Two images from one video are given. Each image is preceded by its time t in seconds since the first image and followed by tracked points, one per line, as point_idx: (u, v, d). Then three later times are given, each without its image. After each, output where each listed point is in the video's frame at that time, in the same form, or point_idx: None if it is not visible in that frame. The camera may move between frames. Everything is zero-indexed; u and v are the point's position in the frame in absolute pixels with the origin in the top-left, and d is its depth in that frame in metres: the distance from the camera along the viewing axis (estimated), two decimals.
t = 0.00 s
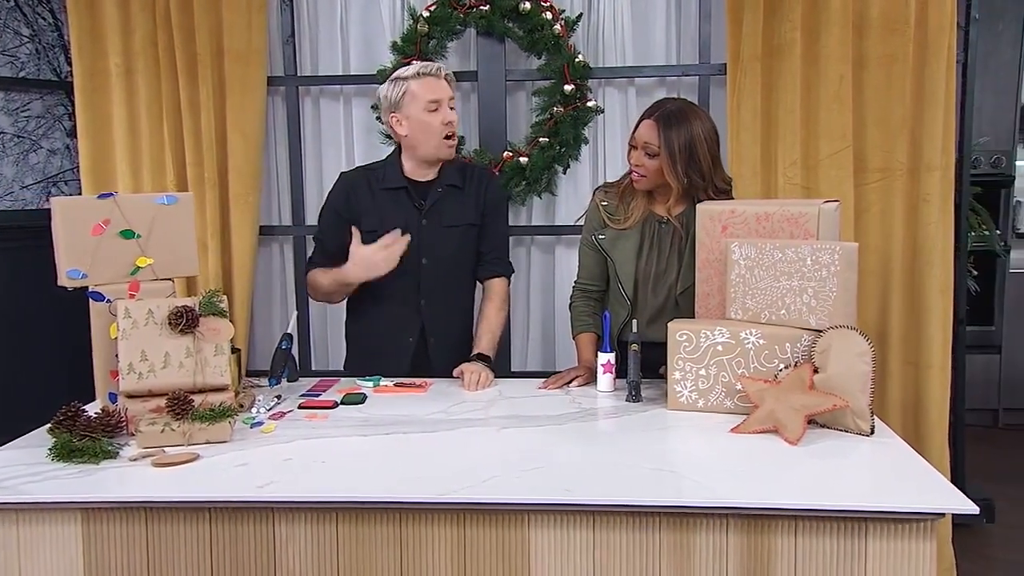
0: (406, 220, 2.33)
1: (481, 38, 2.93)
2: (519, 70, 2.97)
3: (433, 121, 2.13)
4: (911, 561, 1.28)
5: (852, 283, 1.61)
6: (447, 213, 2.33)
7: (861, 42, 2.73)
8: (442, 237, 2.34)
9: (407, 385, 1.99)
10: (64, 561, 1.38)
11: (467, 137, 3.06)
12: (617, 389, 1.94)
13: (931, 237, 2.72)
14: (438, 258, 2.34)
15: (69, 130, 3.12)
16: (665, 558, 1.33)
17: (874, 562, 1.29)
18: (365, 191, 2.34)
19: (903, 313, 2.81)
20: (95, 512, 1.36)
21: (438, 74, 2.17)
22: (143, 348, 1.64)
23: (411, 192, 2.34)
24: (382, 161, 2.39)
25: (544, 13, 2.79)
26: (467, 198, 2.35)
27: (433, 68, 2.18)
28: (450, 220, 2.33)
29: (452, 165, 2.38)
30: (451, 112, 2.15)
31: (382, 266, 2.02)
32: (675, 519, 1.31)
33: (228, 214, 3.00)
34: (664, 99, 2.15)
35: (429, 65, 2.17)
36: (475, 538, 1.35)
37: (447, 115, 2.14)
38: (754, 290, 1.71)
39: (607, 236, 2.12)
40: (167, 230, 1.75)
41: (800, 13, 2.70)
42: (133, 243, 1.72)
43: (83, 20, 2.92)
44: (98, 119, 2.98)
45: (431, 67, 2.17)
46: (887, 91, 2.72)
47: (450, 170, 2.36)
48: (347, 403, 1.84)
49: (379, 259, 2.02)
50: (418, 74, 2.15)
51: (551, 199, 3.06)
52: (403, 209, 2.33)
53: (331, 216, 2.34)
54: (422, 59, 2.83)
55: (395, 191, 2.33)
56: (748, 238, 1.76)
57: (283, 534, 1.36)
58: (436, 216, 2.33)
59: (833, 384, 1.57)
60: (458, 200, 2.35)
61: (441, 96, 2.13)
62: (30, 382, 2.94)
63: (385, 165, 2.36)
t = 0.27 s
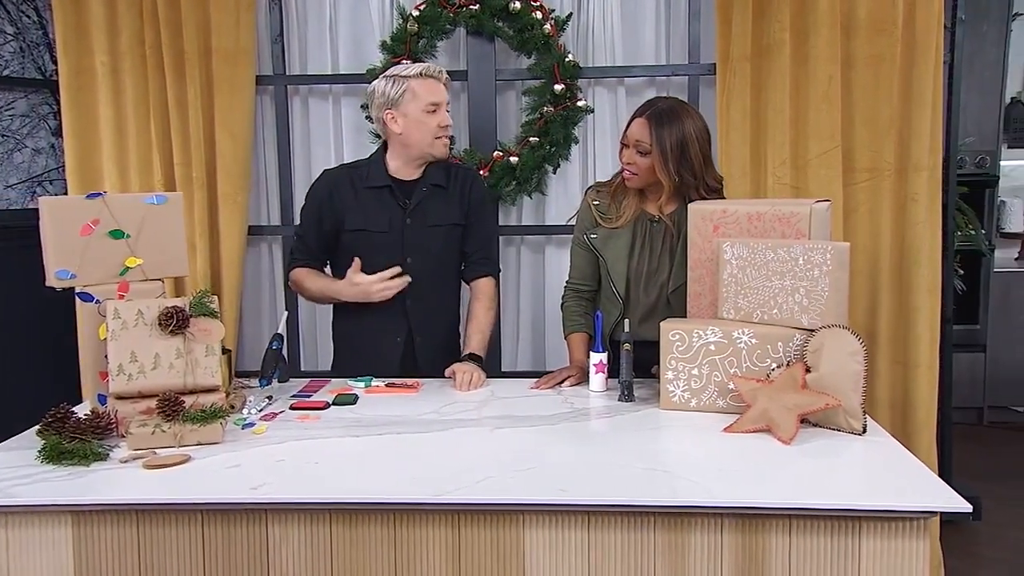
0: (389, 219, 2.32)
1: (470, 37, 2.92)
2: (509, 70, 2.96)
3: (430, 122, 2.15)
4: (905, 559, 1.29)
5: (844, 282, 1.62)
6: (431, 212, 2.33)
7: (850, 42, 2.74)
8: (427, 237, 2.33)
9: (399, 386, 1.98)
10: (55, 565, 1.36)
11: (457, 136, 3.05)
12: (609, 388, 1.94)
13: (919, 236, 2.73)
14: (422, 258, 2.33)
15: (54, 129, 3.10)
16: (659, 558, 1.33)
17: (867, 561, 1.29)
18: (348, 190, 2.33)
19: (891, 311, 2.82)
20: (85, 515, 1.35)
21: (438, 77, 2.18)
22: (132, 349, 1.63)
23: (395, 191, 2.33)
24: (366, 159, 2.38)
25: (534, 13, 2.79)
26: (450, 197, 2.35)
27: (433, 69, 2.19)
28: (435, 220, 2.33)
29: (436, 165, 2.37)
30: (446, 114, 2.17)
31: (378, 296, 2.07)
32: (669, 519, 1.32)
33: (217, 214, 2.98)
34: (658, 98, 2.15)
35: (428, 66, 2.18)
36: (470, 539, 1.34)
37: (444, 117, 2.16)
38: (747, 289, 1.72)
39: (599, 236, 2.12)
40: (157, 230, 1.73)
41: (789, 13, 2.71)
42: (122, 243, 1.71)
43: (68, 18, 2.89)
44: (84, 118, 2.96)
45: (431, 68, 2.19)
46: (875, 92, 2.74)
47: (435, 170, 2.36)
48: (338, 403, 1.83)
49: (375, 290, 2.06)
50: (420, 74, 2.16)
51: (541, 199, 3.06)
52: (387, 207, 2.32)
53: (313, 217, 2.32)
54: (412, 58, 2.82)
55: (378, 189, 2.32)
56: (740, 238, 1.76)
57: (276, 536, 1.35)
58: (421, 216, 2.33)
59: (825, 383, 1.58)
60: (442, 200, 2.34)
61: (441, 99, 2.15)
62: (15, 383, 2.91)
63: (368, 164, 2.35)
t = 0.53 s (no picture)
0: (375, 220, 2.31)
1: (461, 37, 2.92)
2: (499, 69, 2.96)
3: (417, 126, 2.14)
4: (900, 559, 1.29)
5: (836, 282, 1.62)
6: (418, 213, 2.32)
7: (839, 42, 2.76)
8: (414, 238, 2.33)
9: (392, 386, 1.97)
10: (46, 568, 1.35)
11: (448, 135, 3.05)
12: (602, 388, 1.94)
13: (907, 235, 2.75)
14: (409, 259, 2.33)
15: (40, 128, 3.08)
16: (655, 558, 1.33)
17: (862, 560, 1.30)
18: (336, 189, 2.32)
19: (880, 309, 2.84)
20: (77, 518, 1.34)
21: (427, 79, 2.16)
22: (123, 350, 1.62)
23: (383, 192, 2.32)
24: (355, 159, 2.38)
25: (525, 12, 2.79)
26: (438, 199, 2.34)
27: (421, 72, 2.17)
28: (422, 221, 2.32)
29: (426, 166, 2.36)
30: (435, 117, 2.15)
31: (349, 308, 2.02)
32: (665, 519, 1.32)
33: (205, 214, 2.96)
34: (650, 98, 2.15)
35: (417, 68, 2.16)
36: (465, 540, 1.34)
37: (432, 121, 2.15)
38: (740, 289, 1.72)
39: (592, 235, 2.12)
40: (147, 230, 1.72)
41: (779, 14, 2.72)
42: (112, 243, 1.70)
43: (55, 16, 2.87)
44: (72, 116, 2.93)
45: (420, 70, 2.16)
46: (864, 92, 2.75)
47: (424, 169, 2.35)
48: (331, 404, 1.82)
49: (347, 302, 2.03)
50: (408, 76, 2.14)
51: (532, 199, 3.06)
52: (374, 207, 2.31)
53: (302, 215, 2.31)
54: (402, 57, 2.81)
55: (365, 190, 2.31)
56: (733, 238, 1.76)
57: (270, 538, 1.35)
58: (408, 216, 2.32)
59: (818, 383, 1.58)
60: (430, 202, 2.33)
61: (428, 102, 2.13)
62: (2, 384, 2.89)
63: (357, 164, 2.35)
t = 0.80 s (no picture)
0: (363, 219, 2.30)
1: (453, 36, 2.92)
2: (491, 69, 2.96)
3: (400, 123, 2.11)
4: (895, 557, 1.30)
5: (831, 282, 1.63)
6: (408, 212, 2.31)
7: (830, 42, 2.77)
8: (403, 238, 2.32)
9: (385, 386, 1.97)
10: (39, 570, 1.34)
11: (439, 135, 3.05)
12: (596, 388, 1.94)
13: (897, 234, 2.76)
14: (398, 259, 2.32)
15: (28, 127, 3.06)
16: (652, 557, 1.33)
17: (858, 559, 1.30)
18: (327, 188, 2.32)
19: (870, 309, 2.85)
20: (70, 520, 1.33)
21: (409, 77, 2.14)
22: (116, 350, 1.61)
23: (372, 191, 2.31)
24: (346, 160, 2.37)
25: (517, 12, 2.78)
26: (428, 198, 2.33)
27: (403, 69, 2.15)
28: (412, 221, 2.31)
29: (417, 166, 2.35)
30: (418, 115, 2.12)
31: (337, 285, 2.01)
32: (662, 519, 1.32)
33: (196, 214, 2.95)
34: (643, 98, 2.16)
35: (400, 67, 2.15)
36: (462, 540, 1.34)
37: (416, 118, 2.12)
38: (734, 289, 1.72)
39: (585, 235, 2.12)
40: (139, 230, 1.71)
41: (770, 14, 2.72)
42: (104, 243, 1.68)
43: (42, 14, 2.85)
44: (60, 115, 2.90)
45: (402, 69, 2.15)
46: (855, 92, 2.76)
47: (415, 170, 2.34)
48: (324, 405, 1.81)
49: (335, 280, 2.01)
50: (389, 74, 2.13)
51: (523, 199, 3.06)
52: (364, 206, 2.30)
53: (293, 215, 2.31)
54: (394, 57, 2.80)
55: (356, 189, 2.31)
56: (727, 237, 1.77)
57: (266, 539, 1.34)
58: (398, 216, 2.31)
59: (813, 382, 1.59)
60: (421, 201, 2.33)
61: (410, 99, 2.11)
62: None
63: (349, 164, 2.34)
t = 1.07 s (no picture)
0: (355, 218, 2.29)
1: (444, 36, 2.91)
2: (482, 68, 2.96)
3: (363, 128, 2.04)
4: (891, 556, 1.30)
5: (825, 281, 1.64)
6: (400, 211, 2.31)
7: (821, 42, 2.78)
8: (395, 237, 2.31)
9: (379, 387, 1.96)
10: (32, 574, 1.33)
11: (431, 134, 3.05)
12: (591, 387, 1.94)
13: (888, 234, 2.78)
14: (390, 259, 2.31)
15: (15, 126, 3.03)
16: (649, 557, 1.33)
17: (855, 558, 1.31)
18: (320, 189, 2.31)
19: (861, 308, 2.86)
20: (64, 523, 1.32)
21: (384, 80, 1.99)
22: (108, 351, 1.59)
23: (366, 190, 2.30)
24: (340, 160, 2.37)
25: (509, 12, 2.78)
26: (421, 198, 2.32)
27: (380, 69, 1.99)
28: (404, 220, 2.30)
29: (412, 165, 2.34)
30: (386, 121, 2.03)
31: (317, 309, 2.02)
32: (660, 518, 1.32)
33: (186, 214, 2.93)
34: (636, 98, 2.16)
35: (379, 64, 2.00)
36: (460, 541, 1.33)
37: (382, 123, 2.03)
38: (729, 289, 1.73)
39: (579, 235, 2.12)
40: (132, 230, 1.70)
41: (761, 14, 2.73)
42: (96, 244, 1.67)
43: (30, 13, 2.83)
44: (48, 115, 2.88)
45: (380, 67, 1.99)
46: (846, 92, 2.77)
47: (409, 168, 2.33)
48: (319, 405, 1.81)
49: (316, 303, 2.02)
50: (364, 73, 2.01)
51: (515, 199, 3.06)
52: (356, 205, 2.30)
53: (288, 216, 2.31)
54: (385, 56, 2.79)
55: (349, 188, 2.30)
56: (721, 237, 1.77)
57: (262, 541, 1.33)
58: (390, 215, 2.30)
59: (808, 382, 1.59)
60: (416, 201, 2.31)
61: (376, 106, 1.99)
62: None
63: (342, 164, 2.34)
